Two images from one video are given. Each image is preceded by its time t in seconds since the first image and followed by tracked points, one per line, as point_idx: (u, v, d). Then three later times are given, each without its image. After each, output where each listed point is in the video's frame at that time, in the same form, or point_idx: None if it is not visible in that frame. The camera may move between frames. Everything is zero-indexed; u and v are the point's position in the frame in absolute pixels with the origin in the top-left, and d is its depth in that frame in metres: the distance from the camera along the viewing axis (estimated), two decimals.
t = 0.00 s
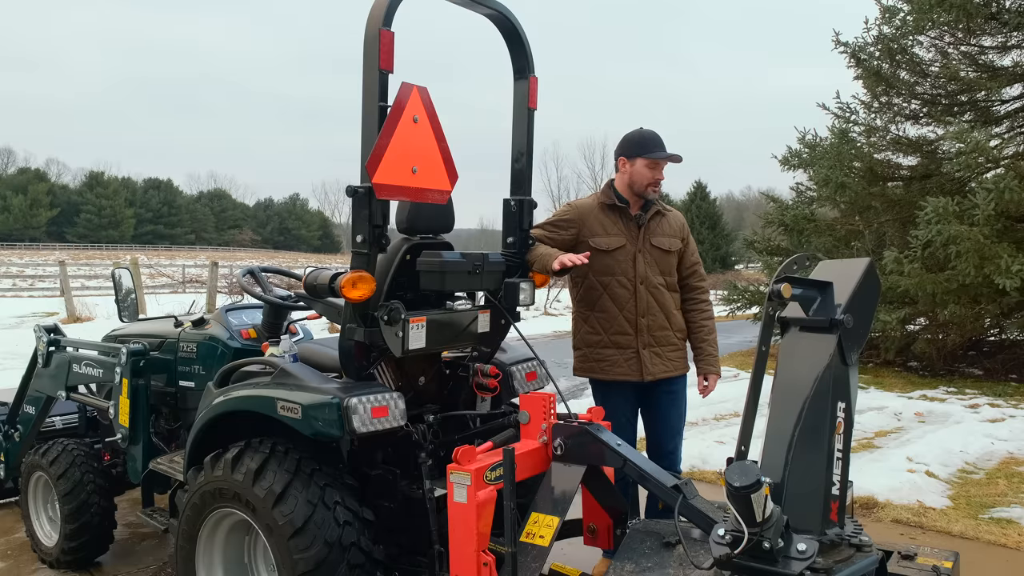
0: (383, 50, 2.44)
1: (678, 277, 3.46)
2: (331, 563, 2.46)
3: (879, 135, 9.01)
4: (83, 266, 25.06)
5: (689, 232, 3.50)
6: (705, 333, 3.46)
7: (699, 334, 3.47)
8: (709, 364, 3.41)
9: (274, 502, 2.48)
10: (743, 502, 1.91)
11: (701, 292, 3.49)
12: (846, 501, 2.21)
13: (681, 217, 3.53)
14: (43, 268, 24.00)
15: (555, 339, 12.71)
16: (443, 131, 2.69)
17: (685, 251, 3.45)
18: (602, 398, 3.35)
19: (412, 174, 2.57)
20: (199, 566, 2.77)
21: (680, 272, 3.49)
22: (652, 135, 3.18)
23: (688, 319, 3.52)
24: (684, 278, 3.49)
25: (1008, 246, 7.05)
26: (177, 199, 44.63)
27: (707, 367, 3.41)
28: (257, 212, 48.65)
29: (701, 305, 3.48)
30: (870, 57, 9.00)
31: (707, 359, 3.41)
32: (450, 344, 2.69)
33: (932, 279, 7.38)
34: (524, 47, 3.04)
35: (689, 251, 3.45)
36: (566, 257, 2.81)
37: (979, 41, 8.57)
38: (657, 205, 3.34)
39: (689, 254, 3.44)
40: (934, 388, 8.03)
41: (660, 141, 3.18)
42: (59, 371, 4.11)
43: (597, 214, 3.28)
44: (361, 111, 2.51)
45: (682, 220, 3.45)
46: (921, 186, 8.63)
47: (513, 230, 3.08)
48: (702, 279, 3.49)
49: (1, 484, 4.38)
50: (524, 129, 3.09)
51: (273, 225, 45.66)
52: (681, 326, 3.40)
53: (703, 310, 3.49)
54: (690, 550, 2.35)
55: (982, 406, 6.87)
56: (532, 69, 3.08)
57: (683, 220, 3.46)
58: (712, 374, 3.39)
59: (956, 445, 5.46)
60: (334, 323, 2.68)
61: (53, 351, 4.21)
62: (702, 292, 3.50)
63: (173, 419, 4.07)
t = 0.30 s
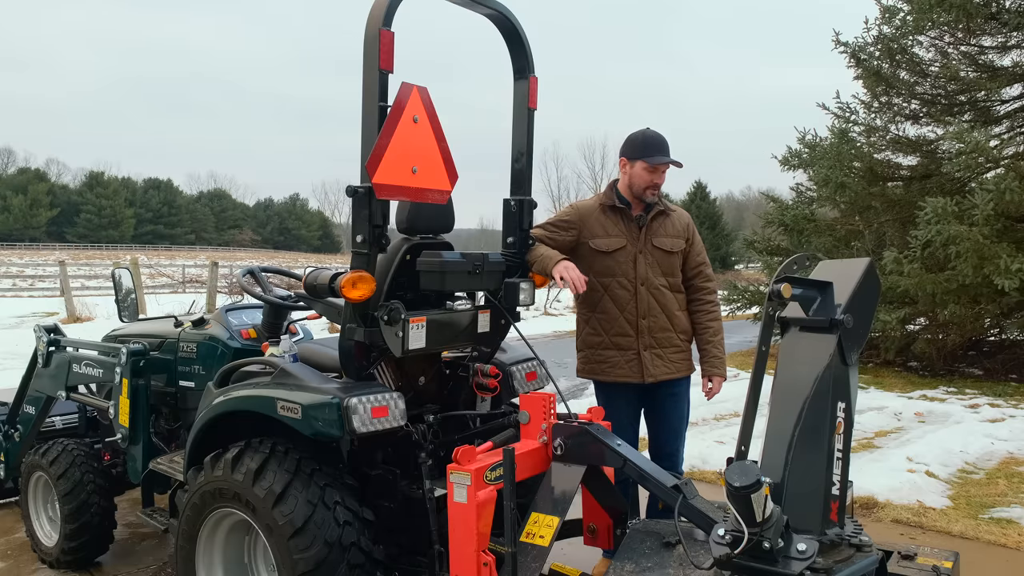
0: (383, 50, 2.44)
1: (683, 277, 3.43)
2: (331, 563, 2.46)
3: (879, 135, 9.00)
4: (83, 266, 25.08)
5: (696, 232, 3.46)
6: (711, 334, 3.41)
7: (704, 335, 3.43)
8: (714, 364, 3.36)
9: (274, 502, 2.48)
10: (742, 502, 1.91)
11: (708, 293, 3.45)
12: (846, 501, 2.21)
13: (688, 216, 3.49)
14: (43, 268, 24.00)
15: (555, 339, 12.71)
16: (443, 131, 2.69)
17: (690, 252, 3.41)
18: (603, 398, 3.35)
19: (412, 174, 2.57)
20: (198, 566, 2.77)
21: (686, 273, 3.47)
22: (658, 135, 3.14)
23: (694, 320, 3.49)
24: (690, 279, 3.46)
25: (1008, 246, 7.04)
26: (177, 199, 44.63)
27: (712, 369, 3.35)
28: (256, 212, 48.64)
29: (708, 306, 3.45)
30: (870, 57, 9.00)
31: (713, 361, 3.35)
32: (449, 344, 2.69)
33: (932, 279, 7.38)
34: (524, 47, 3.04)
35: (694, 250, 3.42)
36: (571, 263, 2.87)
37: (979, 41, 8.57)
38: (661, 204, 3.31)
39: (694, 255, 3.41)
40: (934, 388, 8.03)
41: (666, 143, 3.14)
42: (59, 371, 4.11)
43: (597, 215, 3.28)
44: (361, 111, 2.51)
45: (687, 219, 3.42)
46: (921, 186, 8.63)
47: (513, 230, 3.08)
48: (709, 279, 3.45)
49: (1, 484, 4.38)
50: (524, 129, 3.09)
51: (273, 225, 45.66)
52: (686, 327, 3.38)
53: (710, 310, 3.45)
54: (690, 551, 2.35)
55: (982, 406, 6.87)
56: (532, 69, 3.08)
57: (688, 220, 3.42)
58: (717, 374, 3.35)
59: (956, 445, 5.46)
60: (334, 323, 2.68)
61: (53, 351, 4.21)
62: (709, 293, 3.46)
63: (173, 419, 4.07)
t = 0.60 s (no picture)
0: (383, 50, 2.44)
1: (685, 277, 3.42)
2: (331, 563, 2.46)
3: (879, 135, 9.00)
4: (83, 266, 25.08)
5: (698, 232, 3.44)
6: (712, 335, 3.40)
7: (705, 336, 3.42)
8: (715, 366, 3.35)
9: (274, 502, 2.48)
10: (742, 501, 1.91)
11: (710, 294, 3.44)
12: (845, 501, 2.21)
13: (691, 216, 3.48)
14: (43, 268, 24.00)
15: (555, 339, 12.70)
16: (443, 132, 2.69)
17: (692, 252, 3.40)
18: (603, 398, 3.36)
19: (412, 174, 2.57)
20: (199, 566, 2.77)
21: (688, 273, 3.45)
22: (662, 138, 3.12)
23: (695, 321, 3.47)
24: (691, 280, 3.45)
25: (1008, 246, 7.04)
26: (177, 199, 44.63)
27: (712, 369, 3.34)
28: (256, 212, 48.64)
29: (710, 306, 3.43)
30: (870, 57, 9.00)
31: (714, 362, 3.34)
32: (449, 344, 2.69)
33: (932, 279, 7.38)
34: (524, 47, 3.04)
35: (696, 251, 3.40)
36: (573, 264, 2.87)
37: (979, 41, 8.57)
38: (662, 206, 3.29)
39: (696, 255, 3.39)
40: (934, 388, 8.03)
41: (670, 146, 3.13)
42: (59, 371, 4.11)
43: (597, 216, 3.28)
44: (361, 111, 2.51)
45: (689, 220, 3.40)
46: (921, 186, 8.62)
47: (512, 230, 3.08)
48: (711, 280, 3.43)
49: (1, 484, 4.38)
50: (524, 129, 3.09)
51: (273, 226, 45.67)
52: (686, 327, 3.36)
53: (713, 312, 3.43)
54: (690, 551, 2.36)
55: (982, 406, 6.87)
56: (532, 69, 3.09)
57: (691, 220, 3.41)
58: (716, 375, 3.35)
59: (956, 445, 5.46)
60: (334, 323, 2.68)
61: (53, 351, 4.21)
62: (711, 293, 3.45)
63: (173, 419, 4.07)
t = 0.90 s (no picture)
0: (383, 50, 2.44)
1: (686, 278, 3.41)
2: (331, 563, 2.46)
3: (879, 135, 9.00)
4: (83, 266, 25.10)
5: (699, 233, 3.43)
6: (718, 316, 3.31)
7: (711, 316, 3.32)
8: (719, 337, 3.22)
9: (274, 502, 2.48)
10: (742, 501, 1.91)
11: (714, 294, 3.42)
12: (846, 501, 2.21)
13: (693, 217, 3.47)
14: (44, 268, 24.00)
15: (555, 339, 12.71)
16: (443, 132, 2.69)
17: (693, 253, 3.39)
18: (603, 398, 3.36)
19: (412, 174, 2.57)
20: (199, 566, 2.77)
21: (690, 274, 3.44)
22: (662, 138, 3.10)
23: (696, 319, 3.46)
24: (693, 281, 3.44)
25: (1008, 246, 7.04)
26: (177, 199, 44.64)
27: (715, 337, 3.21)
28: (256, 212, 48.63)
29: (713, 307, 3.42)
30: (870, 57, 9.00)
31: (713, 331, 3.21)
32: (449, 344, 2.69)
33: (932, 279, 7.38)
34: (524, 47, 3.04)
35: (697, 252, 3.39)
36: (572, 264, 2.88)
37: (979, 41, 8.57)
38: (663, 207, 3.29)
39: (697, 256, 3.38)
40: (934, 388, 8.03)
41: (671, 145, 3.11)
42: (59, 371, 4.11)
43: (598, 217, 3.28)
44: (361, 111, 2.51)
45: (690, 221, 3.40)
46: (921, 186, 8.62)
47: (512, 230, 3.08)
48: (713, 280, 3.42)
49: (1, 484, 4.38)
50: (524, 129, 3.09)
51: (273, 225, 45.68)
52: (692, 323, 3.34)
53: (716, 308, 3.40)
54: (690, 551, 2.36)
55: (982, 406, 6.87)
56: (532, 69, 3.09)
57: (692, 221, 3.40)
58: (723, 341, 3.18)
59: (956, 445, 5.46)
60: (334, 323, 2.68)
61: (53, 351, 4.21)
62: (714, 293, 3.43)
63: (173, 419, 4.07)
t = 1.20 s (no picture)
0: (383, 50, 2.44)
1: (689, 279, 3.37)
2: (331, 563, 2.45)
3: (879, 135, 9.01)
4: (83, 266, 25.11)
5: (703, 234, 3.39)
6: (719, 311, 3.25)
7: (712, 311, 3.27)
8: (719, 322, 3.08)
9: (274, 502, 2.48)
10: (742, 502, 1.91)
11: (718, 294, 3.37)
12: (846, 501, 2.21)
13: (696, 218, 3.43)
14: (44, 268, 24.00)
15: (555, 339, 12.72)
16: (443, 132, 2.69)
17: (696, 253, 3.34)
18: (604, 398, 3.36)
19: (412, 174, 2.57)
20: (198, 566, 2.77)
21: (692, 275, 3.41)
22: (658, 137, 3.08)
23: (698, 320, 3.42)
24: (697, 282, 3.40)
25: (1008, 246, 7.04)
26: (177, 199, 44.63)
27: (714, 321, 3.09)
28: (256, 212, 48.63)
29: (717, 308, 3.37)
30: (870, 57, 9.00)
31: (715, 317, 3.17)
32: (449, 344, 2.69)
33: (932, 279, 7.38)
34: (524, 47, 3.04)
35: (700, 252, 3.34)
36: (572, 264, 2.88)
37: (979, 41, 8.57)
38: (664, 207, 3.26)
39: (700, 257, 3.34)
40: (934, 388, 8.02)
41: (668, 144, 3.08)
42: (59, 371, 4.11)
43: (598, 219, 3.28)
44: (361, 111, 2.51)
45: (693, 221, 3.35)
46: (921, 186, 8.62)
47: (513, 230, 3.09)
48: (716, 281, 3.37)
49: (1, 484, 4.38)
50: (524, 130, 3.09)
51: (273, 225, 45.69)
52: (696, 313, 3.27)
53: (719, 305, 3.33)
54: (690, 551, 2.36)
55: (982, 406, 6.87)
56: (532, 69, 3.09)
57: (695, 222, 3.36)
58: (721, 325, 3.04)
59: (957, 445, 5.45)
60: (333, 323, 2.68)
61: (53, 351, 4.21)
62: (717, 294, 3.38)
63: (173, 419, 4.06)
